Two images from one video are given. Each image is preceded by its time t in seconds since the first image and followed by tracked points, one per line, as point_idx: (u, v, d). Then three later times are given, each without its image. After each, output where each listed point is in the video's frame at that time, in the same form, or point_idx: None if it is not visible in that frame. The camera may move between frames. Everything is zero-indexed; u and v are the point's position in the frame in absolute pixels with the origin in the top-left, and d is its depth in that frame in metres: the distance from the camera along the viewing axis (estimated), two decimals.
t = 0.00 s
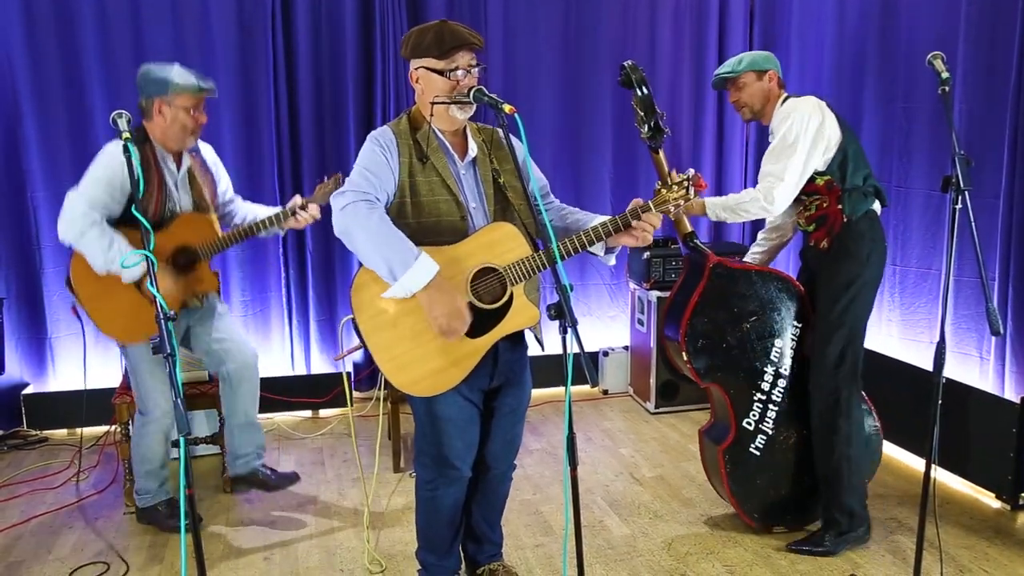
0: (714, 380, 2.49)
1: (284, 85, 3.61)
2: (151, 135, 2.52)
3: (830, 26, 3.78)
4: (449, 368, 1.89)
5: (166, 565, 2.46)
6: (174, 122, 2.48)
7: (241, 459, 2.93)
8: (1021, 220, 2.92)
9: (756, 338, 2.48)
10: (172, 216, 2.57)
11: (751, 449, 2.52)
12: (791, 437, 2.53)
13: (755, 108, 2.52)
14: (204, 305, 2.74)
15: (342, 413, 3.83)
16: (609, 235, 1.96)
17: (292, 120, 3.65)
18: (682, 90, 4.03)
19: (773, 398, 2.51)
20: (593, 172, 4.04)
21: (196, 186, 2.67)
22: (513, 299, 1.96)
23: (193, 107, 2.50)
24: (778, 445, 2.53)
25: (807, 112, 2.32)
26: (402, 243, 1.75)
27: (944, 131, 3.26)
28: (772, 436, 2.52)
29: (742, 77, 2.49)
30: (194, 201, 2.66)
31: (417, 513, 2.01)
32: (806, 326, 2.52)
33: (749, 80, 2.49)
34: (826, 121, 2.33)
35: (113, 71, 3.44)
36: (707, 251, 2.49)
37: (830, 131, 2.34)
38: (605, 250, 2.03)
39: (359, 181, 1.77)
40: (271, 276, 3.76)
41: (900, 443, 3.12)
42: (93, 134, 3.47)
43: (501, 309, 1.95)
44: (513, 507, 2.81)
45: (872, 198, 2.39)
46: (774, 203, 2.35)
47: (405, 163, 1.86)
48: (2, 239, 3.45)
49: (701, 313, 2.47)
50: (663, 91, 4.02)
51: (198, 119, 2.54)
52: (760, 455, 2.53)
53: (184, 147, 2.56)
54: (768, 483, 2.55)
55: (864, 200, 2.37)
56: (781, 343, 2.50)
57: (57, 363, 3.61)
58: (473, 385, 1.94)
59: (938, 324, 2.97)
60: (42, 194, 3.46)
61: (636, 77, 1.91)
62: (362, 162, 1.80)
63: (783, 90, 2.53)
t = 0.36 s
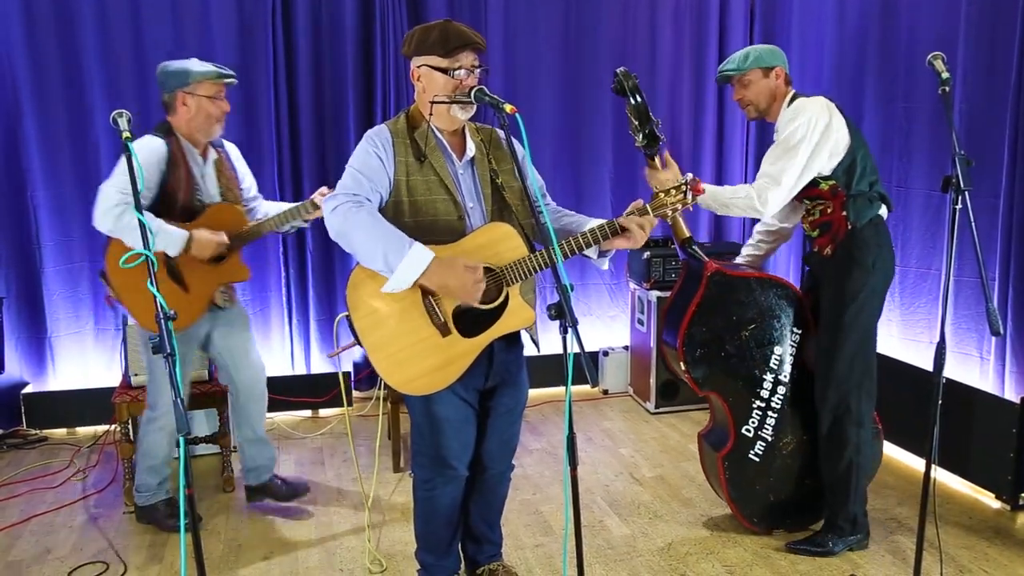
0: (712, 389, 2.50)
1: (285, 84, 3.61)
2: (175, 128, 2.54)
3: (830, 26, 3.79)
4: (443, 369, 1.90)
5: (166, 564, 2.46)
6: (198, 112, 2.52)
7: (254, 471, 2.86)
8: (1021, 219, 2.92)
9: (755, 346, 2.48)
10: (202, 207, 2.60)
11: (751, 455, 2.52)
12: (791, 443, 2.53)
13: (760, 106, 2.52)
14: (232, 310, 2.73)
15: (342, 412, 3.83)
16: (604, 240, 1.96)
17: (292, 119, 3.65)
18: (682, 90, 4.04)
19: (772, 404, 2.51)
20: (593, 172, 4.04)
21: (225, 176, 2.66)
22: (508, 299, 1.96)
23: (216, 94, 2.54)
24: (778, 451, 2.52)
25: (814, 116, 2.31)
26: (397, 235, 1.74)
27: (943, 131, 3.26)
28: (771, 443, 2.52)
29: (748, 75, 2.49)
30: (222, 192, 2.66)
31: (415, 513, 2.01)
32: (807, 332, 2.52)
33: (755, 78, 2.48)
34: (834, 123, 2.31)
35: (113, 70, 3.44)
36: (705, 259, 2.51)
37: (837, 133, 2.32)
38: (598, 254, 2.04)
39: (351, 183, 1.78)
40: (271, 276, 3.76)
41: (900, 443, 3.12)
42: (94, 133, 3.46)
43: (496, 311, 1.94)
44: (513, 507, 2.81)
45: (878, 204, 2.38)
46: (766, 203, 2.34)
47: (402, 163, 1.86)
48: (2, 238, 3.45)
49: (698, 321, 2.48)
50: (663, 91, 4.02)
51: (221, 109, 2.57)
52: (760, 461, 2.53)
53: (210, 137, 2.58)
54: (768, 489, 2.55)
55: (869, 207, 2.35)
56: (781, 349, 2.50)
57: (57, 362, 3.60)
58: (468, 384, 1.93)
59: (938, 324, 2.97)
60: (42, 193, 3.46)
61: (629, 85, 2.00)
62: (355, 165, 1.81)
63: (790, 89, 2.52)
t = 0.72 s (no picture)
0: (711, 387, 2.50)
1: (284, 84, 3.61)
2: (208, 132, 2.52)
3: (830, 25, 3.79)
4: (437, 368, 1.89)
5: (166, 565, 2.46)
6: (228, 113, 2.51)
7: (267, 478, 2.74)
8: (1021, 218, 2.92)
9: (754, 344, 2.49)
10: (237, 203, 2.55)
11: (750, 453, 2.52)
12: (790, 441, 2.53)
13: (755, 104, 2.52)
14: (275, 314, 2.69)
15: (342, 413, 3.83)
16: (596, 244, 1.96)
17: (291, 119, 3.64)
18: (681, 90, 4.04)
19: (771, 403, 2.51)
20: (592, 172, 4.04)
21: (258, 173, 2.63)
22: (503, 299, 1.97)
23: (243, 94, 2.52)
24: (777, 449, 2.53)
25: (813, 116, 2.31)
26: (393, 226, 1.75)
27: (943, 130, 3.26)
28: (770, 441, 2.52)
29: (743, 75, 2.49)
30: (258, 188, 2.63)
31: (412, 513, 2.01)
32: (805, 330, 2.53)
33: (751, 77, 2.48)
34: (833, 125, 2.31)
35: (112, 70, 3.44)
36: (703, 258, 2.52)
37: (835, 132, 2.32)
38: (587, 256, 2.03)
39: (346, 181, 1.78)
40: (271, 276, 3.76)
41: (899, 442, 3.12)
42: (93, 133, 3.46)
43: (490, 310, 1.96)
44: (513, 507, 2.81)
45: (877, 205, 2.38)
46: (756, 203, 2.35)
47: (399, 162, 1.86)
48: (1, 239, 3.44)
49: (698, 320, 2.48)
50: (662, 91, 4.02)
51: (250, 108, 2.55)
52: (759, 459, 2.53)
53: (240, 138, 2.56)
54: (767, 487, 2.55)
55: (868, 207, 2.35)
56: (779, 348, 2.50)
57: (56, 362, 3.60)
58: (462, 383, 1.94)
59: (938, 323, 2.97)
60: (41, 194, 3.45)
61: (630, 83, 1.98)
62: (349, 162, 1.80)
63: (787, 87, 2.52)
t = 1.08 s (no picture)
0: (711, 388, 2.50)
1: (283, 86, 3.61)
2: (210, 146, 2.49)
3: (829, 24, 3.79)
4: (438, 369, 1.88)
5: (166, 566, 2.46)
6: (234, 131, 2.46)
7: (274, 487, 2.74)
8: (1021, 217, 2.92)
9: (753, 345, 2.49)
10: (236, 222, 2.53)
11: (750, 453, 2.52)
12: (790, 441, 2.53)
13: (756, 99, 2.51)
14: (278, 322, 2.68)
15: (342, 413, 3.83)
16: (589, 240, 1.96)
17: (290, 120, 3.64)
18: (680, 90, 4.04)
19: (771, 403, 2.52)
20: (592, 172, 4.04)
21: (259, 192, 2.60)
22: (501, 296, 1.97)
23: (252, 115, 2.48)
24: (777, 449, 2.53)
25: (823, 116, 2.30)
26: (394, 239, 1.75)
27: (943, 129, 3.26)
28: (771, 442, 2.52)
29: (749, 70, 2.47)
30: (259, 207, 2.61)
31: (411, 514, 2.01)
32: (805, 330, 2.53)
33: (756, 72, 2.47)
34: (840, 126, 2.31)
35: (111, 71, 3.44)
36: (702, 258, 2.52)
37: (840, 129, 2.31)
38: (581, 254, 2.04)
39: (347, 181, 1.77)
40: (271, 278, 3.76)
41: (899, 441, 3.12)
42: (92, 135, 3.46)
43: (490, 310, 1.96)
44: (513, 507, 2.81)
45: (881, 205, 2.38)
46: (757, 199, 2.35)
47: (394, 164, 1.85)
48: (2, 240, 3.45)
49: (697, 320, 2.48)
50: (660, 90, 4.02)
51: (256, 129, 2.50)
52: (760, 459, 2.53)
53: (243, 156, 2.52)
54: (767, 487, 2.55)
55: (873, 208, 2.35)
56: (779, 348, 2.51)
57: (56, 364, 3.60)
58: (460, 383, 1.94)
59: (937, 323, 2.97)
60: (41, 195, 3.45)
61: (631, 85, 2.02)
62: (349, 162, 1.80)
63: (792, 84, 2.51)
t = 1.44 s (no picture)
0: (713, 388, 2.49)
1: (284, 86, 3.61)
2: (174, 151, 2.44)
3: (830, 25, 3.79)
4: (442, 369, 1.88)
5: (167, 565, 2.46)
6: (197, 134, 2.42)
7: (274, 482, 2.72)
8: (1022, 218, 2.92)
9: (754, 345, 2.50)
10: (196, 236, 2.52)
11: (752, 454, 2.52)
12: (791, 441, 2.54)
13: (790, 96, 2.51)
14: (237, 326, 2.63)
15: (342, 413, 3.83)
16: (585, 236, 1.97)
17: (291, 119, 3.64)
18: (681, 90, 4.04)
19: (772, 403, 2.52)
20: (592, 172, 4.04)
21: (222, 204, 2.57)
22: (504, 294, 1.96)
23: (213, 114, 2.43)
24: (778, 449, 2.53)
25: (848, 129, 2.25)
26: (396, 242, 1.75)
27: (943, 130, 3.25)
28: (772, 441, 2.52)
29: (785, 67, 2.47)
30: (220, 220, 2.59)
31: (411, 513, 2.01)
32: (807, 330, 2.55)
33: (793, 71, 2.47)
34: (864, 140, 2.25)
35: (112, 70, 3.44)
36: (705, 257, 2.52)
37: (864, 144, 2.26)
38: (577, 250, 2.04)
39: (347, 185, 1.76)
40: (271, 277, 3.76)
41: (900, 440, 3.12)
42: (93, 134, 3.46)
43: (491, 307, 1.95)
44: (513, 506, 2.81)
45: (905, 222, 2.32)
46: (756, 204, 2.40)
47: (393, 165, 1.85)
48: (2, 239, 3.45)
49: (699, 320, 2.48)
50: (662, 91, 4.02)
51: (221, 128, 2.46)
52: (761, 460, 2.53)
53: (209, 162, 2.47)
54: (768, 487, 2.54)
55: (893, 226, 2.30)
56: (781, 348, 2.52)
57: (56, 363, 3.60)
58: (461, 381, 1.94)
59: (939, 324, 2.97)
60: (41, 194, 3.45)
61: (632, 83, 2.09)
62: (348, 166, 1.79)
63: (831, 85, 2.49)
